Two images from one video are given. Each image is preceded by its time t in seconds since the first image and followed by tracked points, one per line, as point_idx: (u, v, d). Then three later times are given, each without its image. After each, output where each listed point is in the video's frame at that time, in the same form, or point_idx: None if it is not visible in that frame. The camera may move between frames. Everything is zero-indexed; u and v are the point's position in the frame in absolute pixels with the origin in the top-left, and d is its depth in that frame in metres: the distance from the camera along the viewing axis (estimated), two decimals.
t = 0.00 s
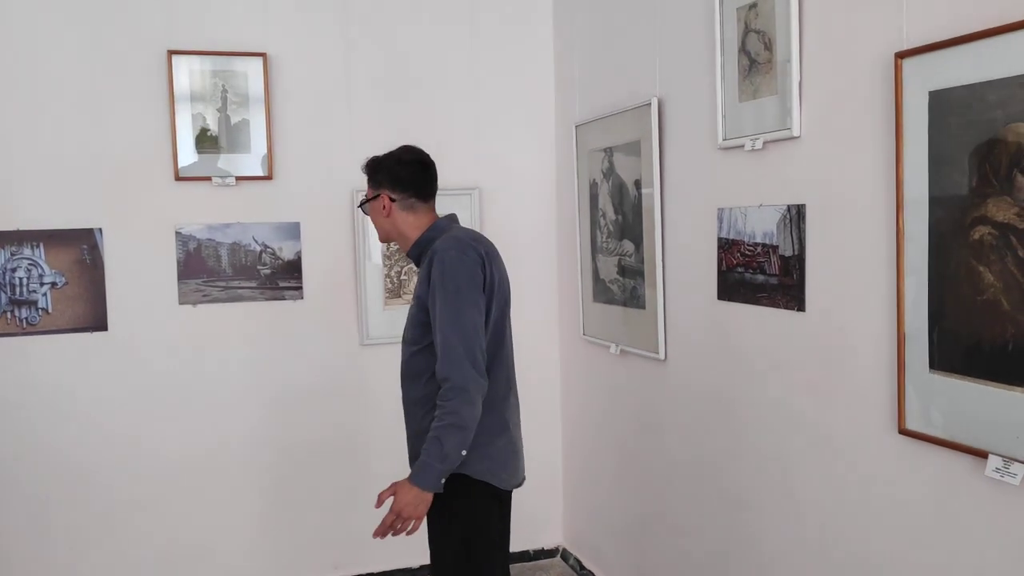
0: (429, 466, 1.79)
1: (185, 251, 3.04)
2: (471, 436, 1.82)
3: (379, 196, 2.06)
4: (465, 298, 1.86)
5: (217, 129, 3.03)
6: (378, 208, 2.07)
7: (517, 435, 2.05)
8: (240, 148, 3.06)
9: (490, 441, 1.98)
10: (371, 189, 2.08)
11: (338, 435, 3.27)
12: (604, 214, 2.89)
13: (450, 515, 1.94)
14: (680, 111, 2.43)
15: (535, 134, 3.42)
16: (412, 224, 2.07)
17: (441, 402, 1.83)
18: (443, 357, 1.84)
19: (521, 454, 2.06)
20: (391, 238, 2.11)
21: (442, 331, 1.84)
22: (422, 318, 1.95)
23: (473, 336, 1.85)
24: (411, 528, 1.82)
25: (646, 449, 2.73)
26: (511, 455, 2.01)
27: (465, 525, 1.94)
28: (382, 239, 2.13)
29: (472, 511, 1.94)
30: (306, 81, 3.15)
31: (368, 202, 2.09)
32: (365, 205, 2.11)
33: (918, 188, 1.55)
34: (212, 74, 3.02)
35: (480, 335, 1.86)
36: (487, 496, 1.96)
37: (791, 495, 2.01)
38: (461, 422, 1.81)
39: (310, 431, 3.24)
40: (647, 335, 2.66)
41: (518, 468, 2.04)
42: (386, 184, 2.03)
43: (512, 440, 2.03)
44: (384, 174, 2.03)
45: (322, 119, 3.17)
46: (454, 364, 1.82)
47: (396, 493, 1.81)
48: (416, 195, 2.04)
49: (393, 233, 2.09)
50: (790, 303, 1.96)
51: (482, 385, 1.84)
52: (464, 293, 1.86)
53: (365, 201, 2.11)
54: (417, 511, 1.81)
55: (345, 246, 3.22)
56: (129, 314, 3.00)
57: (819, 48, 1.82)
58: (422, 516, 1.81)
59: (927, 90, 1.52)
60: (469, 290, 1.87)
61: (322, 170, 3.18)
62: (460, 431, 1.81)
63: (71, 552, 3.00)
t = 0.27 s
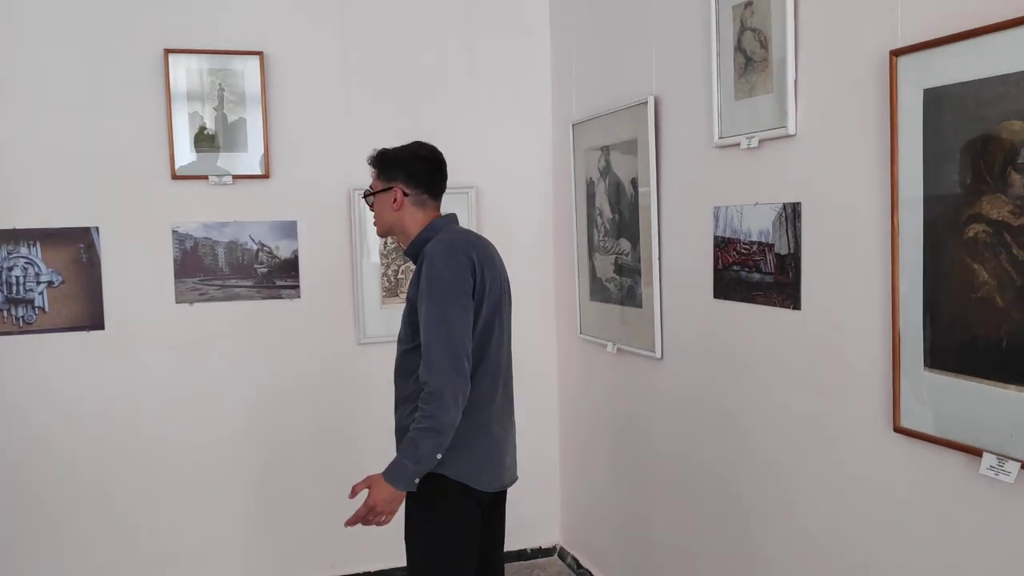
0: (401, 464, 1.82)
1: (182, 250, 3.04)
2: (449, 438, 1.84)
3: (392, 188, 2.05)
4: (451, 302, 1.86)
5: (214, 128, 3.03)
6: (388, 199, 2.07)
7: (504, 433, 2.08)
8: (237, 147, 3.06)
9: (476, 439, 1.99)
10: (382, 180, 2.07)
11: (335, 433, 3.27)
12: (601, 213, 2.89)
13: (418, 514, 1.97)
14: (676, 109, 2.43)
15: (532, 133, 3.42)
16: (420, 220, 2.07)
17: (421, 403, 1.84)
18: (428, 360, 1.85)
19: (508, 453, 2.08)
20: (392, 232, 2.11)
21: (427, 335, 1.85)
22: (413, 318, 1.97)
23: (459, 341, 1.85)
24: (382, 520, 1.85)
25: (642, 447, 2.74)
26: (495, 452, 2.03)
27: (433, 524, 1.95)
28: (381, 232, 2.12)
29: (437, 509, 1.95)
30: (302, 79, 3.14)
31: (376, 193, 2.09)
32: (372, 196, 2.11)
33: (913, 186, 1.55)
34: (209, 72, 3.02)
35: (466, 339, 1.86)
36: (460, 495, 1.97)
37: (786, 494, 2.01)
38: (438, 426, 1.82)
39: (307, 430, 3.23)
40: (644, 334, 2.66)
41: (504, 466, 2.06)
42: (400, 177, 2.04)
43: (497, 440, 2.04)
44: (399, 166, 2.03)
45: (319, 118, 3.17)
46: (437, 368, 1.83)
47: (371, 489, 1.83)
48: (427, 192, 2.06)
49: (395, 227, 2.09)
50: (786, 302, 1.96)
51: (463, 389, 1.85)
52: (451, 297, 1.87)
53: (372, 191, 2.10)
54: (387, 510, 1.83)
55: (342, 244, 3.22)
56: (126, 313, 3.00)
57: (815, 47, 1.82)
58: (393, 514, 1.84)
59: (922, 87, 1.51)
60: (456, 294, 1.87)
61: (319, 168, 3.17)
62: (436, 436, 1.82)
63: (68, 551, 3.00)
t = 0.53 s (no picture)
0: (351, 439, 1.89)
1: (182, 250, 3.04)
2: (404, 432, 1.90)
3: (389, 186, 2.09)
4: (435, 304, 1.91)
5: (214, 128, 3.03)
6: (386, 197, 2.10)
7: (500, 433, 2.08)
8: (237, 147, 3.06)
9: (463, 437, 2.00)
10: (382, 177, 2.10)
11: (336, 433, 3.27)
12: (601, 212, 2.89)
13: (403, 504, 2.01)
14: (676, 109, 2.43)
15: (532, 133, 3.42)
16: (415, 220, 2.09)
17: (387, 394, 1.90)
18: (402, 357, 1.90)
19: (501, 452, 2.08)
20: (391, 229, 2.14)
21: (405, 331, 1.90)
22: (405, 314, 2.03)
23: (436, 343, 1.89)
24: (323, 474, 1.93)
25: (642, 447, 2.74)
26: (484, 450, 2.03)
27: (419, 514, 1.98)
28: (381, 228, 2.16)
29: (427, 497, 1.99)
30: (302, 79, 3.14)
31: (376, 190, 2.12)
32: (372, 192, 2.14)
33: (913, 185, 1.55)
34: (209, 72, 3.02)
35: (444, 342, 1.90)
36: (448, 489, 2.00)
37: (787, 493, 2.01)
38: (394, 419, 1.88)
39: (307, 430, 3.24)
40: (644, 334, 2.66)
41: (495, 465, 2.06)
42: (398, 177, 2.06)
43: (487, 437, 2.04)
44: (397, 166, 2.06)
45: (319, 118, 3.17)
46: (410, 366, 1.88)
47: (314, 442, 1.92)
48: (424, 193, 2.08)
49: (393, 224, 2.12)
50: (786, 301, 1.96)
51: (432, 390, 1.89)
52: (435, 298, 1.91)
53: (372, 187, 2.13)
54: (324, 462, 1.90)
55: (342, 244, 3.22)
56: (126, 313, 3.00)
57: (815, 46, 1.82)
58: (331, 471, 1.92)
59: (922, 87, 1.51)
60: (442, 297, 1.91)
61: (319, 168, 3.17)
62: (389, 428, 1.88)
63: (68, 551, 3.00)
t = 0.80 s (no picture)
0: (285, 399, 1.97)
1: (183, 250, 3.04)
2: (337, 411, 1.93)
3: (377, 193, 2.10)
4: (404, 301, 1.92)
5: (215, 128, 3.03)
6: (373, 204, 2.12)
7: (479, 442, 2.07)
8: (238, 147, 3.06)
9: (439, 444, 2.01)
10: (369, 184, 2.12)
11: (337, 433, 3.27)
12: (602, 213, 2.89)
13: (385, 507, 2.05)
14: (677, 110, 2.43)
15: (533, 134, 3.42)
16: (406, 224, 2.12)
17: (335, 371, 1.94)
18: (359, 344, 1.93)
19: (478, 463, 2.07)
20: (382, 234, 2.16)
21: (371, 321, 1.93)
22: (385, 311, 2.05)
23: (395, 337, 1.90)
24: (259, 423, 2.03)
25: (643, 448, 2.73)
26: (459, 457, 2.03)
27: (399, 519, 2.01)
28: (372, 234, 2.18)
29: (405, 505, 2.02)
30: (303, 79, 3.14)
31: (364, 197, 2.14)
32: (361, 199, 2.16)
33: (915, 185, 1.55)
34: (210, 72, 3.02)
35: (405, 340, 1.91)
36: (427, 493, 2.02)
37: (788, 493, 2.01)
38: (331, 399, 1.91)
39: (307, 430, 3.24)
40: (644, 334, 2.66)
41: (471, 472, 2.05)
42: (384, 183, 2.09)
43: (464, 445, 2.04)
44: (383, 172, 2.08)
45: (320, 118, 3.17)
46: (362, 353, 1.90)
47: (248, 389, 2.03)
48: (412, 197, 2.10)
49: (384, 230, 2.14)
50: (787, 302, 1.96)
51: (375, 381, 1.90)
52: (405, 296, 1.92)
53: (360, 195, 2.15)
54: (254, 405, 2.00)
55: (343, 245, 3.22)
56: (127, 313, 3.00)
57: (816, 46, 1.82)
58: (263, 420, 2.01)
59: (923, 87, 1.51)
60: (414, 296, 1.93)
61: (319, 168, 3.17)
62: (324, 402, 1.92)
63: (69, 551, 3.00)
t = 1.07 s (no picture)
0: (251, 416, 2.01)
1: (184, 252, 3.04)
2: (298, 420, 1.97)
3: (341, 206, 2.12)
4: (369, 310, 1.94)
5: (216, 129, 3.02)
6: (340, 217, 2.13)
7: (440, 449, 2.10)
8: (239, 148, 3.06)
9: (398, 450, 2.03)
10: (331, 198, 2.13)
11: (338, 435, 3.26)
12: (603, 214, 2.89)
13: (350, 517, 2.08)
14: (678, 111, 2.43)
15: (533, 134, 3.42)
16: (375, 233, 2.14)
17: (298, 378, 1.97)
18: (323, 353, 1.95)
19: (436, 470, 2.10)
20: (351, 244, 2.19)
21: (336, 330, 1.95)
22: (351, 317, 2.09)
23: (358, 346, 1.93)
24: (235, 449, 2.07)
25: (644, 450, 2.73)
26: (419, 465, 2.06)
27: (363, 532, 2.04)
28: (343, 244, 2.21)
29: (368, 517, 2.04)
30: (303, 80, 3.14)
31: (328, 211, 2.15)
32: (325, 213, 2.17)
33: (917, 187, 1.55)
34: (211, 73, 3.02)
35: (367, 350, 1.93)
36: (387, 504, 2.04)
37: (790, 495, 2.01)
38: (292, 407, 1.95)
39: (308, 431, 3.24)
40: (645, 335, 2.66)
41: (429, 480, 2.08)
42: (348, 197, 2.10)
43: (425, 453, 2.07)
44: (345, 186, 2.09)
45: (320, 119, 3.16)
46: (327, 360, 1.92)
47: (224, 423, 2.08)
48: (377, 206, 2.11)
49: (353, 240, 2.17)
50: (789, 303, 1.96)
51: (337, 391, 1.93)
52: (370, 304, 1.95)
53: (324, 209, 2.16)
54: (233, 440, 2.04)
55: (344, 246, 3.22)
56: (127, 315, 3.00)
57: (818, 48, 1.82)
58: (239, 445, 2.05)
59: (926, 89, 1.51)
60: (379, 305, 1.95)
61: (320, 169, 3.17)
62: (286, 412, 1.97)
63: (70, 553, 3.00)
